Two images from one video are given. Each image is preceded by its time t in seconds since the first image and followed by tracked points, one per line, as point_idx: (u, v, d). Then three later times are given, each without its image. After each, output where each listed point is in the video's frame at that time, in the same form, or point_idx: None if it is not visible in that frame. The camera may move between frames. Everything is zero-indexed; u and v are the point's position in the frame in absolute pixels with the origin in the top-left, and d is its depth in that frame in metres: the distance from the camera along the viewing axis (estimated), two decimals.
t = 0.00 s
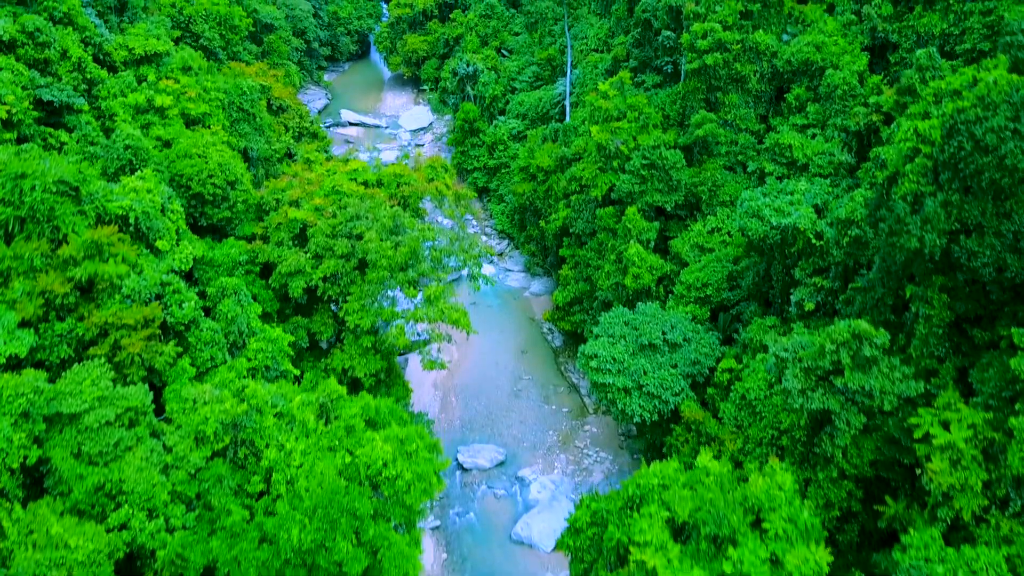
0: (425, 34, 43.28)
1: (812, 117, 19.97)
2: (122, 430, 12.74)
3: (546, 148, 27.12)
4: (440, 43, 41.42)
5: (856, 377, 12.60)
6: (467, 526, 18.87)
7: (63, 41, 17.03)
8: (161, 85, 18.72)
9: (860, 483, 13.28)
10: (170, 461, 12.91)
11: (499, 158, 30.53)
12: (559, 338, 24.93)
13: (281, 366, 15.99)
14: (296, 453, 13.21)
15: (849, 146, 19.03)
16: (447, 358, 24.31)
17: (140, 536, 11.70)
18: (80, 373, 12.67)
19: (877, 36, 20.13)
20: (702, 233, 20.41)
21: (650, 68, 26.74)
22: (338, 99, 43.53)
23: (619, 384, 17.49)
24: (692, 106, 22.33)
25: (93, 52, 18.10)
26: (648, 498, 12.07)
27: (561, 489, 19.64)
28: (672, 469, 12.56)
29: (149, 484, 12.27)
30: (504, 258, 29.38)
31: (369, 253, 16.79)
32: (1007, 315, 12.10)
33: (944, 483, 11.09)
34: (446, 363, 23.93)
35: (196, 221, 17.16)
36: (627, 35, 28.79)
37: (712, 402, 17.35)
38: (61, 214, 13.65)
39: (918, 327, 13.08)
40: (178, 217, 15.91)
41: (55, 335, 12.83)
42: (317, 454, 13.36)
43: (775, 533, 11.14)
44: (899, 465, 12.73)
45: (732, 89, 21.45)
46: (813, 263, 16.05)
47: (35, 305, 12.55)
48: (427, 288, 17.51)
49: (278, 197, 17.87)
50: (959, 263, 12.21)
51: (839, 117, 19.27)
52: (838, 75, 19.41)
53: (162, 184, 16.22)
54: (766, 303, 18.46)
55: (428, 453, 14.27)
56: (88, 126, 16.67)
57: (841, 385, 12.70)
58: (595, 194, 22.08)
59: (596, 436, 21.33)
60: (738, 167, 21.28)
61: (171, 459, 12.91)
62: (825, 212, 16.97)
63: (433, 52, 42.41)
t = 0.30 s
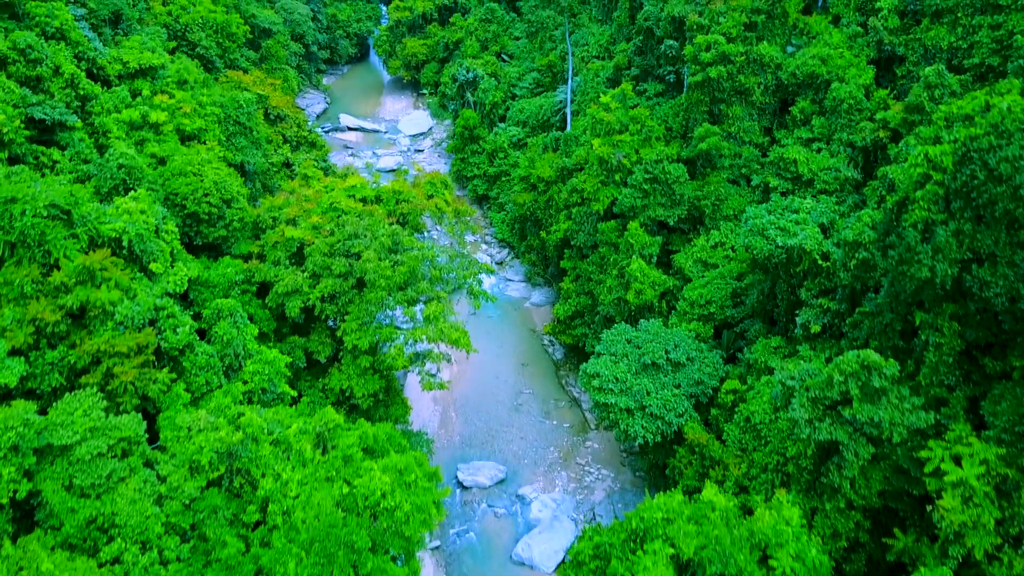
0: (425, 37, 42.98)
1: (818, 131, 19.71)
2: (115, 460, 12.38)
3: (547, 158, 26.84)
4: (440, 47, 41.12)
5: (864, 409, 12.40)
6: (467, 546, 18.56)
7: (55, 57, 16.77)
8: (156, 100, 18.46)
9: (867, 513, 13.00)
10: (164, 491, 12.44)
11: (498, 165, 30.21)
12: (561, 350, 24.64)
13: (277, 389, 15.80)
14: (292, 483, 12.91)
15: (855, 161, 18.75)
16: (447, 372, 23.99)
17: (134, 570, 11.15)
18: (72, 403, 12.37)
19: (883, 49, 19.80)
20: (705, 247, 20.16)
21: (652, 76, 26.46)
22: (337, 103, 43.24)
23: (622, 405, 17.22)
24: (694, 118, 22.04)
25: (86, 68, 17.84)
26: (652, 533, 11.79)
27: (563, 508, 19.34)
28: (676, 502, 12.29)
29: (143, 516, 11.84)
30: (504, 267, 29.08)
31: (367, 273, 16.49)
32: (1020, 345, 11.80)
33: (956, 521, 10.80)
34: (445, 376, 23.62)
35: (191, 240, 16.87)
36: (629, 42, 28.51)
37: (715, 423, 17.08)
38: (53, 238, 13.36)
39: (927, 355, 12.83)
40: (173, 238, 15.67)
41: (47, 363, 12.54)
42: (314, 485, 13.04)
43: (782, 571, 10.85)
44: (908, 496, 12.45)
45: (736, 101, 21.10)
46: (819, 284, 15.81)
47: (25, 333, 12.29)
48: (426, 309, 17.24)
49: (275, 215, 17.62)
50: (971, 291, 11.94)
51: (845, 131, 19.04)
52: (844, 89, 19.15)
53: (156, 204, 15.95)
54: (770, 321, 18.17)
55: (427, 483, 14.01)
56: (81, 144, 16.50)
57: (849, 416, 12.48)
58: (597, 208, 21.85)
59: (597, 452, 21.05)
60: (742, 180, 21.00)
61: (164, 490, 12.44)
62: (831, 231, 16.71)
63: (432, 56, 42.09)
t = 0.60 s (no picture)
0: (424, 26, 42.44)
1: (824, 132, 19.35)
2: (108, 481, 12.02)
3: (548, 155, 26.47)
4: (439, 36, 40.57)
5: (873, 429, 12.08)
6: (467, 554, 18.09)
7: (44, 61, 16.41)
8: (149, 103, 18.08)
9: (874, 533, 12.71)
10: (158, 511, 12.03)
11: (498, 161, 29.82)
12: (562, 351, 24.38)
13: (274, 400, 15.56)
14: (289, 502, 12.68)
15: (862, 165, 18.33)
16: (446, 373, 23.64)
17: None
18: (64, 422, 12.06)
19: (892, 48, 19.38)
20: (709, 250, 19.85)
21: (655, 71, 26.06)
22: (335, 93, 42.75)
23: (624, 413, 16.91)
24: (699, 117, 21.65)
25: (77, 70, 17.47)
26: (656, 557, 11.52)
27: (564, 514, 18.98)
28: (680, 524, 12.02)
29: (137, 537, 11.41)
30: (505, 265, 28.76)
31: (365, 281, 16.17)
32: None
33: (966, 548, 10.48)
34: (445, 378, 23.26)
35: (186, 248, 16.55)
36: (632, 36, 28.08)
37: (719, 433, 16.81)
38: (42, 251, 13.04)
39: (938, 372, 12.52)
40: (166, 247, 15.35)
41: (37, 381, 12.24)
42: (311, 504, 12.79)
43: None
44: (916, 515, 12.15)
45: (740, 101, 20.75)
46: (826, 293, 15.54)
47: (15, 351, 12.00)
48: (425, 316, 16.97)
49: (271, 221, 17.31)
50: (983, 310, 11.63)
51: (852, 133, 18.68)
52: (852, 89, 18.77)
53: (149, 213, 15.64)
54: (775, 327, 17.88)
55: (426, 501, 13.80)
56: (72, 148, 16.19)
57: (858, 437, 12.16)
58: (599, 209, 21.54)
59: (599, 457, 20.75)
60: (746, 181, 20.60)
61: (159, 509, 12.04)
62: (838, 238, 16.42)
63: (432, 45, 41.55)
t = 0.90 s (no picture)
0: (423, 25, 41.98)
1: (830, 144, 18.96)
2: (99, 514, 11.64)
3: (549, 162, 26.09)
4: (439, 35, 40.10)
5: (883, 464, 11.80)
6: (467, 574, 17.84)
7: (34, 75, 16.03)
8: (142, 116, 17.68)
9: (883, 566, 12.41)
10: (151, 545, 11.70)
11: (498, 165, 29.50)
12: (563, 362, 24.07)
13: (270, 423, 15.19)
14: (284, 536, 12.25)
15: (870, 179, 18.00)
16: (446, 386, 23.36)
17: None
18: (54, 455, 11.67)
19: (900, 58, 18.95)
20: (713, 263, 19.50)
21: (658, 76, 25.67)
22: (333, 92, 42.27)
23: (627, 434, 16.64)
24: (702, 127, 21.27)
25: (67, 83, 17.07)
26: None
27: (565, 533, 18.74)
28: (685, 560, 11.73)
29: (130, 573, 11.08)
30: (505, 271, 28.51)
31: (362, 301, 15.84)
32: None
33: None
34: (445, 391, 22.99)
35: (180, 267, 16.22)
36: (634, 39, 27.70)
37: (723, 454, 16.53)
38: (31, 276, 12.68)
39: (948, 403, 12.20)
40: (159, 268, 15.00)
41: (26, 411, 11.76)
42: (308, 538, 12.41)
43: None
44: (926, 549, 11.87)
45: (745, 110, 20.38)
46: (832, 314, 15.21)
47: (4, 381, 11.55)
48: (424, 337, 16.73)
49: (267, 238, 16.91)
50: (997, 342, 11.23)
51: (859, 146, 18.32)
52: (859, 101, 18.39)
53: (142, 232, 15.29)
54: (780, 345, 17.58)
55: (424, 532, 13.46)
56: (63, 165, 15.81)
57: (867, 471, 11.90)
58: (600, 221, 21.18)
59: (600, 473, 20.50)
60: (751, 193, 20.20)
61: (152, 543, 11.70)
62: (845, 257, 16.07)
63: (430, 44, 41.07)
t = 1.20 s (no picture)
0: (422, 33, 41.67)
1: (836, 166, 18.63)
2: (89, 561, 11.16)
3: (550, 178, 25.77)
4: (439, 44, 39.82)
5: (895, 511, 11.48)
6: None
7: (24, 100, 15.66)
8: (135, 140, 17.32)
9: None
10: None
11: (499, 180, 29.22)
12: (564, 383, 23.70)
13: (265, 457, 14.92)
14: None
15: (877, 205, 17.71)
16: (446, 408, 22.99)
17: None
18: (42, 500, 11.27)
19: (907, 79, 18.64)
20: (717, 287, 19.18)
21: (660, 92, 25.37)
22: (332, 102, 41.93)
23: (630, 466, 16.33)
24: (706, 148, 20.94)
25: (59, 107, 16.73)
26: None
27: (567, 562, 18.42)
28: None
29: None
30: (505, 288, 28.21)
31: (360, 332, 15.49)
32: None
33: None
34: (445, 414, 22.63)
35: (173, 296, 15.88)
36: (636, 53, 27.44)
37: (728, 486, 16.21)
38: (20, 314, 12.34)
39: (962, 444, 11.73)
40: (152, 299, 14.66)
41: (14, 455, 11.41)
42: None
43: None
44: None
45: (749, 130, 20.05)
46: (840, 347, 14.88)
47: None
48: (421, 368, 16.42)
49: (263, 266, 16.55)
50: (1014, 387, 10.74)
51: (866, 169, 18.02)
52: (866, 123, 18.06)
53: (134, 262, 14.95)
54: (786, 373, 17.29)
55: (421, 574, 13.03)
56: (54, 192, 15.47)
57: (879, 518, 11.58)
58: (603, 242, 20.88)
59: (603, 499, 20.16)
60: (755, 215, 19.85)
61: None
62: (852, 287, 15.75)
63: (430, 53, 40.75)
